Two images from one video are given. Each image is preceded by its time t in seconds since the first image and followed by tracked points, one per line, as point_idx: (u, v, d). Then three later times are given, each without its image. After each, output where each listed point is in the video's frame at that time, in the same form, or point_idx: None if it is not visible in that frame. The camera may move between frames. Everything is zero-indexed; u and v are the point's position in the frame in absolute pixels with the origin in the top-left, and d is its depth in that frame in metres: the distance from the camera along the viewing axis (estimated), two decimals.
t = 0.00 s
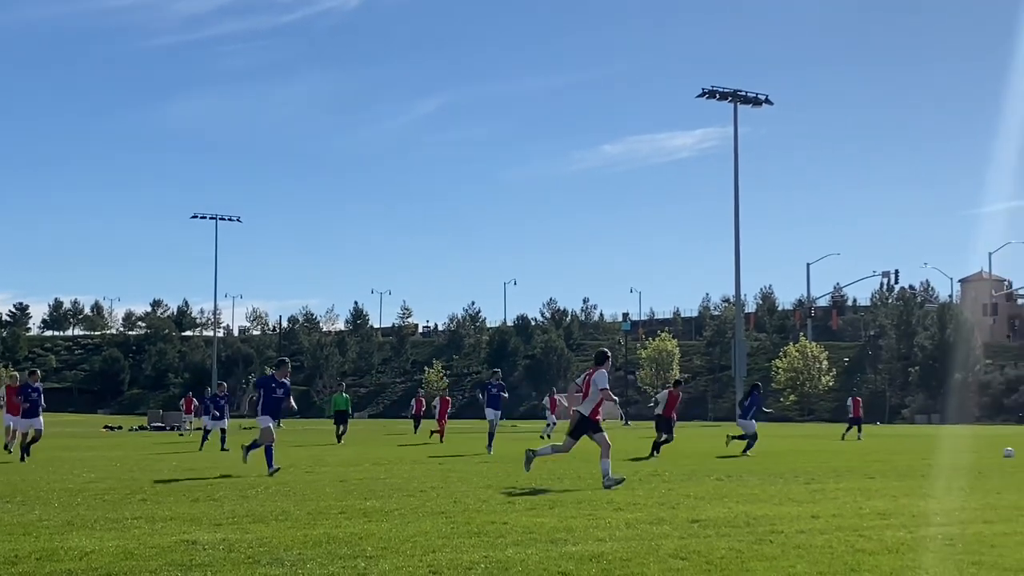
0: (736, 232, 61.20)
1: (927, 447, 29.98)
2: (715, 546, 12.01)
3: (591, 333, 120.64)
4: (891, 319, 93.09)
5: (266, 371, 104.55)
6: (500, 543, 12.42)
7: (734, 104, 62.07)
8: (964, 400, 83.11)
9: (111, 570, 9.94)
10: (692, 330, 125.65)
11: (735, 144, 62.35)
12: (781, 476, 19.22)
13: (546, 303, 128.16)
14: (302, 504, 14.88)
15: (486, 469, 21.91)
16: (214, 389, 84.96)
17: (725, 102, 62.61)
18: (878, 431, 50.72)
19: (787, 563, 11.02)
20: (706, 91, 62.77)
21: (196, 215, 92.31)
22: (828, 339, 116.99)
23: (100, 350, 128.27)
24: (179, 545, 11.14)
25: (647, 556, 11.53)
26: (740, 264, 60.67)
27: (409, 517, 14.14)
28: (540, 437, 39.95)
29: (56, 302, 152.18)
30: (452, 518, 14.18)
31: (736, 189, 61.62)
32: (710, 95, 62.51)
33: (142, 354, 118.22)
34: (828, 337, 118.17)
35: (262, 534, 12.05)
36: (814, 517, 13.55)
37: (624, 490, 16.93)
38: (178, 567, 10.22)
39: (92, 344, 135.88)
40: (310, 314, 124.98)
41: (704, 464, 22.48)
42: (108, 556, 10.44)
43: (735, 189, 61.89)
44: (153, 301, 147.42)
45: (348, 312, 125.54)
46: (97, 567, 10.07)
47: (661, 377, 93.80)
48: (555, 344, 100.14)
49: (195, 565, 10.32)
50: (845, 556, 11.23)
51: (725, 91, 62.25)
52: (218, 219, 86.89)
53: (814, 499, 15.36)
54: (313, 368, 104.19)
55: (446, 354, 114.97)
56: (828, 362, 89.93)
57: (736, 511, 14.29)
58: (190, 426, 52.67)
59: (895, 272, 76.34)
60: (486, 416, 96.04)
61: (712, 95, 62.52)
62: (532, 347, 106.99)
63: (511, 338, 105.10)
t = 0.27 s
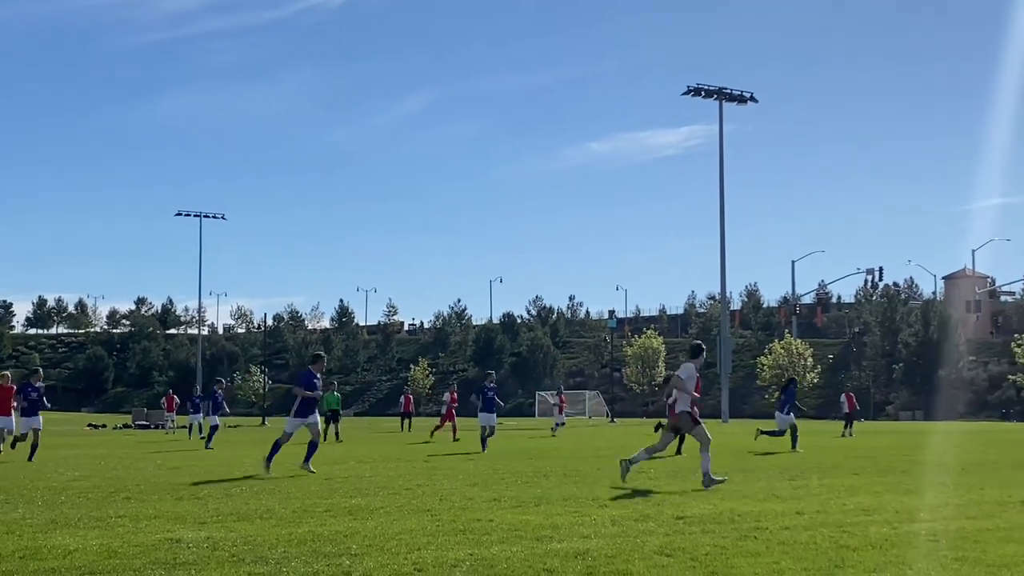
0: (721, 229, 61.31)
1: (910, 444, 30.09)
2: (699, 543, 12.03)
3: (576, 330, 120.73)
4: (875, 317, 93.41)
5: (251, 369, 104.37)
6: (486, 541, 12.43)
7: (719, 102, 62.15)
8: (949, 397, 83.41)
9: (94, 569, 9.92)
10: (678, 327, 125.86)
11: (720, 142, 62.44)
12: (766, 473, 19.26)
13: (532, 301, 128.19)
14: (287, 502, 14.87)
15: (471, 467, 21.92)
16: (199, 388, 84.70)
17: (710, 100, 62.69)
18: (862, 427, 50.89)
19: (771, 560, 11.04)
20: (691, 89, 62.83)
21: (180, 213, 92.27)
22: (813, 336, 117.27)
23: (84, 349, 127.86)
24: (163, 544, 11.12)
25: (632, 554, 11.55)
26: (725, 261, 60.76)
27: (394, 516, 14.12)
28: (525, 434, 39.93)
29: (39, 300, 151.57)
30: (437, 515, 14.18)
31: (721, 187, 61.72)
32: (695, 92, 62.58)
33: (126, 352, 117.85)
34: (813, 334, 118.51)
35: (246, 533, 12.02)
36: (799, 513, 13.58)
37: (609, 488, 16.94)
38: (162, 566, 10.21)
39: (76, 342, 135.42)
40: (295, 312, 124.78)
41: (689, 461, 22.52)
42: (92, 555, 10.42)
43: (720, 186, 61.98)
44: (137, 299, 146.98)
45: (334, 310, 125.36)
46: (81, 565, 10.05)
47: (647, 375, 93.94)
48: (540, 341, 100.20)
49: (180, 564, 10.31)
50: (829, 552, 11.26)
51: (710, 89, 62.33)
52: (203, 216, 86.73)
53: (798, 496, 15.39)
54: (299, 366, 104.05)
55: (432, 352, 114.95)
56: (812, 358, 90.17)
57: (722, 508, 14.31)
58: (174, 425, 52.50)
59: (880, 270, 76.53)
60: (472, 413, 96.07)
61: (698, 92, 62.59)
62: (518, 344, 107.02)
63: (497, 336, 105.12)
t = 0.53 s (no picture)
0: (711, 226, 61.38)
1: (900, 440, 30.13)
2: (689, 540, 12.04)
3: (567, 328, 120.75)
4: (865, 313, 93.62)
5: (240, 366, 104.19)
6: (476, 538, 12.42)
7: (709, 98, 62.20)
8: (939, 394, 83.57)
9: (83, 567, 9.89)
10: (668, 324, 125.97)
11: (710, 139, 62.49)
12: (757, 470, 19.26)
13: (522, 298, 128.18)
14: (277, 500, 14.84)
15: (461, 465, 21.90)
16: (190, 386, 84.55)
17: (700, 96, 62.74)
18: (853, 424, 50.92)
19: (761, 556, 11.04)
20: (681, 86, 62.87)
21: (169, 211, 92.19)
22: (803, 333, 117.46)
23: (73, 346, 127.52)
24: (152, 542, 11.09)
25: (622, 551, 11.54)
26: (715, 258, 60.84)
27: (384, 513, 14.11)
28: (515, 432, 39.90)
29: (28, 298, 151.18)
30: (428, 513, 14.15)
31: (712, 183, 61.77)
32: (685, 89, 62.61)
33: (116, 349, 117.61)
34: (803, 331, 118.68)
35: (236, 531, 12.00)
36: (789, 511, 13.58)
37: (599, 486, 16.92)
38: (152, 564, 10.18)
39: (66, 340, 135.09)
40: (285, 309, 124.61)
41: (679, 458, 22.52)
42: (81, 554, 10.39)
43: (711, 183, 62.05)
44: (126, 297, 146.64)
45: (324, 307, 125.21)
46: (70, 564, 10.02)
47: (637, 372, 94.02)
48: (531, 339, 100.21)
49: (169, 562, 10.28)
50: (819, 549, 11.25)
51: (700, 85, 62.36)
52: (192, 213, 86.62)
53: (788, 493, 15.39)
54: (289, 363, 103.90)
55: (422, 349, 114.91)
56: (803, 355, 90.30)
57: (712, 505, 14.30)
58: (164, 422, 52.37)
59: (870, 266, 76.71)
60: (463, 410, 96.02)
61: (688, 89, 62.61)
62: (508, 341, 107.00)
63: (487, 333, 105.11)
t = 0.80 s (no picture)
0: (708, 223, 61.42)
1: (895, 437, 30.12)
2: (686, 537, 12.06)
3: (563, 325, 120.83)
4: (861, 311, 93.68)
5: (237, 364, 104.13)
6: (473, 535, 12.43)
7: (706, 95, 62.23)
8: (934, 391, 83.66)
9: (81, 565, 9.89)
10: (665, 321, 126.01)
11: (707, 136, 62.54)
12: (754, 467, 19.29)
13: (518, 295, 128.19)
14: (273, 498, 14.83)
15: (458, 462, 21.97)
16: (186, 384, 84.49)
17: (697, 93, 62.77)
18: (849, 421, 50.89)
19: (758, 553, 11.05)
20: (678, 83, 62.88)
21: (165, 209, 92.23)
22: (799, 330, 117.49)
23: (69, 344, 127.46)
24: (150, 539, 11.09)
25: (619, 548, 11.56)
26: (711, 254, 60.84)
27: (382, 510, 14.10)
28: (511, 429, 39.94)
29: (24, 295, 151.03)
30: (424, 510, 14.16)
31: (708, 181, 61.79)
32: (682, 85, 62.62)
33: (112, 347, 117.54)
34: (799, 328, 118.77)
35: (232, 529, 12.00)
36: (786, 508, 13.61)
37: (596, 482, 16.96)
38: (149, 562, 10.19)
39: (62, 338, 134.96)
40: (281, 307, 124.56)
41: (675, 455, 22.57)
42: (78, 551, 10.39)
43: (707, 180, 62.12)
44: (122, 295, 146.51)
45: (320, 305, 125.20)
46: (69, 561, 10.02)
47: (633, 369, 94.09)
48: (527, 336, 100.20)
49: (166, 560, 10.28)
50: (815, 546, 11.28)
51: (696, 82, 62.39)
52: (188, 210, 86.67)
53: (785, 490, 15.42)
54: (285, 361, 103.86)
55: (418, 347, 114.97)
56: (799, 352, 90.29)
57: (708, 501, 14.33)
58: (160, 420, 52.28)
59: (865, 264, 76.78)
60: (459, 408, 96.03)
61: (684, 86, 62.64)
62: (504, 339, 107.02)
63: (483, 330, 105.25)
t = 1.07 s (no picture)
0: (708, 220, 61.44)
1: (898, 435, 30.10)
2: (688, 535, 12.06)
3: (564, 323, 120.84)
4: (862, 308, 93.77)
5: (238, 362, 104.12)
6: (475, 533, 12.44)
7: (707, 93, 62.24)
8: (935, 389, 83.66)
9: (85, 563, 9.90)
10: (666, 319, 126.00)
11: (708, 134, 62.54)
12: (756, 465, 19.28)
13: (520, 293, 128.16)
14: (275, 495, 14.84)
15: (461, 459, 21.97)
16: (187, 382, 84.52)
17: (698, 91, 62.77)
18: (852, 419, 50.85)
19: (760, 551, 11.05)
20: (678, 80, 62.88)
21: (167, 207, 92.32)
22: (800, 327, 117.53)
23: (71, 342, 127.49)
24: (153, 537, 11.10)
25: (622, 546, 11.56)
26: (712, 252, 60.86)
27: (383, 509, 14.11)
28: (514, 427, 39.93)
29: (26, 294, 151.10)
30: (426, 508, 14.17)
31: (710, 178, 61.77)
32: (683, 83, 62.61)
33: (114, 346, 117.58)
34: (801, 326, 118.76)
35: (235, 527, 12.00)
36: (788, 505, 13.61)
37: (597, 480, 16.96)
38: (152, 559, 10.21)
39: (64, 336, 134.99)
40: (283, 305, 124.58)
41: (678, 453, 22.56)
42: (81, 549, 10.39)
43: (707, 178, 62.14)
44: (123, 294, 146.53)
45: (322, 303, 125.22)
46: (72, 560, 10.03)
47: (635, 367, 94.12)
48: (528, 334, 100.20)
49: (170, 557, 10.29)
50: (818, 543, 11.29)
51: (697, 80, 62.39)
52: (190, 209, 86.74)
53: (787, 488, 15.42)
54: (287, 360, 103.87)
55: (420, 345, 115.05)
56: (800, 349, 90.31)
57: (711, 499, 14.35)
58: (162, 419, 52.30)
59: (866, 261, 76.89)
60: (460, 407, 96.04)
61: (685, 84, 62.64)
62: (506, 337, 107.07)
63: (484, 329, 105.32)
